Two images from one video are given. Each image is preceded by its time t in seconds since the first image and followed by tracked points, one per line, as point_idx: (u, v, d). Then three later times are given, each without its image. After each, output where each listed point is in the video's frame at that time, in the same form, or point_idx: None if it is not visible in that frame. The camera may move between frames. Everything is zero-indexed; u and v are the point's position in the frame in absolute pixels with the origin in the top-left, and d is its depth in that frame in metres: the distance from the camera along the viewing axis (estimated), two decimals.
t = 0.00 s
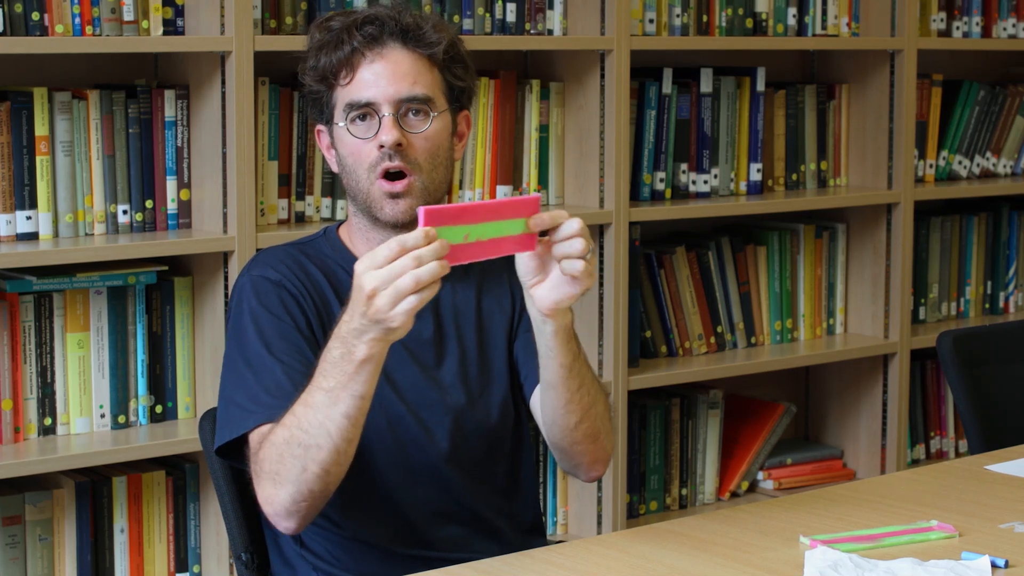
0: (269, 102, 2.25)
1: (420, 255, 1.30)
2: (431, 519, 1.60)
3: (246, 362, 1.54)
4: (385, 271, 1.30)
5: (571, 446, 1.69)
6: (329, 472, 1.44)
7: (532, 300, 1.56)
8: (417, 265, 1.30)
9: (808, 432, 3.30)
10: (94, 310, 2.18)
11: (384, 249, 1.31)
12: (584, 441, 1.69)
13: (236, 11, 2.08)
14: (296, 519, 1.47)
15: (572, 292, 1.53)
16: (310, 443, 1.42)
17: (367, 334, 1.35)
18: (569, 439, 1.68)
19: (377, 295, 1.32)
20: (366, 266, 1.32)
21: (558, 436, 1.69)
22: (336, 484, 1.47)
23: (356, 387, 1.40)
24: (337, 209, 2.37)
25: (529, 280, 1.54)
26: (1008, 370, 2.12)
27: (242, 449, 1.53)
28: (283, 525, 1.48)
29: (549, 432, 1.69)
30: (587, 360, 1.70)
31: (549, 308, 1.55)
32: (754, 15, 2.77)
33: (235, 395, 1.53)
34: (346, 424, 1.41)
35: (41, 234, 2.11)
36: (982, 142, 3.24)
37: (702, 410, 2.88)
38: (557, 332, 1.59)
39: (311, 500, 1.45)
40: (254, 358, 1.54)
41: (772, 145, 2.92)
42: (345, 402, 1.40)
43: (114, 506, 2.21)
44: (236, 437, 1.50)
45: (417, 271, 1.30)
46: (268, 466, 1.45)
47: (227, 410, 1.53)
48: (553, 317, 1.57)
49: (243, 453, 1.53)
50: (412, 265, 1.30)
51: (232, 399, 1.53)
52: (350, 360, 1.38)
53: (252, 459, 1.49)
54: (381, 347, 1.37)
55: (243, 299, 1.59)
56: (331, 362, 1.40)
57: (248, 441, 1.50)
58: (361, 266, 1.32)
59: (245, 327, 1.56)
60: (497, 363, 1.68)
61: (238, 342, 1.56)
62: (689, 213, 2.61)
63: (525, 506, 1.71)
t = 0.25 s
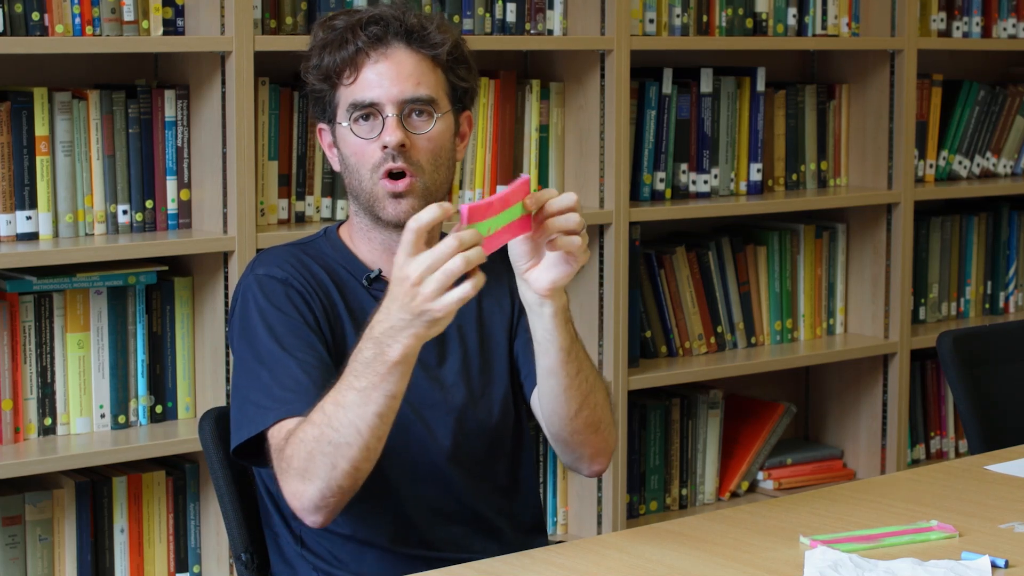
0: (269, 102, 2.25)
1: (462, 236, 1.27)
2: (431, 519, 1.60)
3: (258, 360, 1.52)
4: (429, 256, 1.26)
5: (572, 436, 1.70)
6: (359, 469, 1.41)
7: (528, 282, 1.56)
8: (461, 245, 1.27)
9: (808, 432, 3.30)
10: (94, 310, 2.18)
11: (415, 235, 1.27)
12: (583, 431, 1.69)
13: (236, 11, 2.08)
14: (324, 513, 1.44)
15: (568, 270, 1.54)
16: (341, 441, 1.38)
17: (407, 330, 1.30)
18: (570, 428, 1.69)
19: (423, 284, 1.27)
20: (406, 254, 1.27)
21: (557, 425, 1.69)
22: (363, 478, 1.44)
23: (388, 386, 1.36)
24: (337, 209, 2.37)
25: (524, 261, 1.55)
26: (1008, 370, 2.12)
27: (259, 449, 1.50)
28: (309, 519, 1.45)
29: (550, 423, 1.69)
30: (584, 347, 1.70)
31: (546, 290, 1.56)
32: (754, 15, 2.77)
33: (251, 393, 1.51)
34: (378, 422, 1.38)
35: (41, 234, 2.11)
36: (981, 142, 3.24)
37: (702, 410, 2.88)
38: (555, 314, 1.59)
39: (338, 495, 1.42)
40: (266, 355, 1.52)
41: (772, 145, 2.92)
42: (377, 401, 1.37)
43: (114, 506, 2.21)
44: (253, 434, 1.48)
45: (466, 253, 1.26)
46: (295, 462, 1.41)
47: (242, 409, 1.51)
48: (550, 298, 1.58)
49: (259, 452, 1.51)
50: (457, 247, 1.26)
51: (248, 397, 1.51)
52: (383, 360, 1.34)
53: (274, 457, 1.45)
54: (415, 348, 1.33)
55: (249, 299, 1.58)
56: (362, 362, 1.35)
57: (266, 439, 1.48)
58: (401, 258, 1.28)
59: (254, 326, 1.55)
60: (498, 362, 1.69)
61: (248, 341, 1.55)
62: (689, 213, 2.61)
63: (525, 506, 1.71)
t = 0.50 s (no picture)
0: (269, 102, 2.25)
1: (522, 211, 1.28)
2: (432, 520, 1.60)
3: (279, 349, 1.48)
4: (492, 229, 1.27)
5: (577, 423, 1.69)
6: (405, 448, 1.38)
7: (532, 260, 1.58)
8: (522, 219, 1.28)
9: (808, 432, 3.30)
10: (94, 311, 2.18)
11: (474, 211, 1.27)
12: (586, 416, 1.68)
13: (236, 11, 2.08)
14: (367, 494, 1.40)
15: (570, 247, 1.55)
16: (390, 421, 1.35)
17: (462, 309, 1.31)
18: (574, 413, 1.68)
19: (486, 259, 1.28)
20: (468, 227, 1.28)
21: (560, 411, 1.68)
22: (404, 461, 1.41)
23: (440, 367, 1.34)
24: (337, 209, 2.37)
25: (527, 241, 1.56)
26: (1008, 370, 2.12)
27: (286, 438, 1.46)
28: (351, 501, 1.40)
29: (554, 410, 1.69)
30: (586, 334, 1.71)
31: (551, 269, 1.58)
32: (754, 15, 2.77)
33: (275, 382, 1.47)
34: (427, 402, 1.35)
35: (41, 234, 2.11)
36: (982, 142, 3.24)
37: (702, 410, 2.88)
38: (557, 292, 1.61)
39: (382, 476, 1.39)
40: (287, 344, 1.49)
41: (772, 145, 2.92)
42: (426, 382, 1.34)
43: (114, 506, 2.22)
44: (286, 422, 1.44)
45: (529, 225, 1.28)
46: (339, 443, 1.37)
47: (268, 400, 1.46)
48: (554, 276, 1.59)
49: (286, 441, 1.46)
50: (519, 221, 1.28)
51: (272, 386, 1.47)
52: (435, 341, 1.33)
53: (309, 442, 1.41)
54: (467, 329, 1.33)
55: (260, 293, 1.54)
56: (412, 344, 1.33)
57: (295, 426, 1.44)
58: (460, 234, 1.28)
59: (269, 317, 1.51)
60: (501, 362, 1.70)
61: (265, 332, 1.51)
62: (689, 213, 2.61)
63: (526, 507, 1.71)
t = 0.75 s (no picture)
0: (269, 102, 2.24)
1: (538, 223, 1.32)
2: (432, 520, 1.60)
3: (285, 351, 1.48)
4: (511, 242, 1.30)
5: (581, 423, 1.69)
6: (419, 453, 1.39)
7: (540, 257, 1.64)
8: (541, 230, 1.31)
9: (808, 432, 3.30)
10: (94, 311, 2.18)
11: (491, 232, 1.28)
12: (589, 417, 1.68)
13: (236, 11, 2.08)
14: (376, 498, 1.39)
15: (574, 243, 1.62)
16: (408, 427, 1.36)
17: (485, 321, 1.33)
18: (578, 413, 1.68)
19: (512, 275, 1.30)
20: (489, 247, 1.28)
21: (564, 409, 1.68)
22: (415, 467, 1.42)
23: (461, 374, 1.36)
24: (337, 209, 2.37)
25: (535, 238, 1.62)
26: (1009, 370, 2.12)
27: (292, 442, 1.45)
28: (360, 505, 1.40)
29: (558, 412, 1.69)
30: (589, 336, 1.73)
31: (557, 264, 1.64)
32: (754, 15, 2.77)
33: (281, 385, 1.46)
34: (445, 409, 1.37)
35: (41, 234, 2.11)
36: (982, 142, 3.24)
37: (702, 410, 2.88)
38: (561, 290, 1.66)
39: (394, 480, 1.39)
40: (294, 346, 1.48)
41: (772, 145, 2.92)
42: (447, 388, 1.36)
43: (113, 506, 2.21)
44: (292, 425, 1.43)
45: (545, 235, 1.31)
46: (353, 446, 1.37)
47: (275, 404, 1.46)
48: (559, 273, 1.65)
49: (290, 445, 1.46)
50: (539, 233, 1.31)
51: (279, 389, 1.46)
52: (458, 350, 1.34)
53: (317, 446, 1.40)
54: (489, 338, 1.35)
55: (266, 294, 1.54)
56: (434, 353, 1.35)
57: (302, 430, 1.43)
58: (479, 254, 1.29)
59: (276, 319, 1.51)
60: (504, 364, 1.70)
61: (271, 334, 1.50)
62: (689, 213, 2.61)
63: (527, 507, 1.71)
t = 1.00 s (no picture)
0: (269, 102, 2.25)
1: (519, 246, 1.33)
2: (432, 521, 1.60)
3: (275, 356, 1.48)
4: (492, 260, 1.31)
5: (580, 448, 1.69)
6: (395, 468, 1.38)
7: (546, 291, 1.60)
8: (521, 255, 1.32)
9: (808, 432, 3.30)
10: (94, 311, 2.18)
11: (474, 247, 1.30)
12: (588, 444, 1.68)
13: (236, 11, 2.08)
14: (352, 511, 1.40)
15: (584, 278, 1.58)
16: (385, 441, 1.35)
17: (461, 338, 1.33)
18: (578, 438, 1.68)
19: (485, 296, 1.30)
20: (468, 264, 1.30)
21: (562, 434, 1.68)
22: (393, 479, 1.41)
23: (439, 389, 1.35)
24: (337, 209, 2.37)
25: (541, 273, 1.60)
26: (1009, 370, 2.12)
27: (276, 447, 1.46)
28: (336, 517, 1.40)
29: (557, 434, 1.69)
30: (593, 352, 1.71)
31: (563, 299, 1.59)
32: (754, 15, 2.77)
33: (269, 390, 1.46)
34: (422, 424, 1.36)
35: (41, 234, 2.11)
36: (981, 142, 3.24)
37: (702, 410, 2.88)
38: (570, 323, 1.62)
39: (370, 494, 1.39)
40: (284, 352, 1.48)
41: (772, 145, 2.92)
42: (424, 403, 1.35)
43: (113, 506, 2.21)
44: (275, 431, 1.43)
45: (523, 258, 1.32)
46: (330, 459, 1.37)
47: (261, 409, 1.46)
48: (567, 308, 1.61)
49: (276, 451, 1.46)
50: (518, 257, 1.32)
51: (266, 395, 1.46)
52: (436, 365, 1.33)
53: (299, 456, 1.41)
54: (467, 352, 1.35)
55: (260, 296, 1.53)
56: (412, 367, 1.34)
57: (286, 438, 1.44)
58: (458, 270, 1.30)
59: (268, 322, 1.50)
60: (504, 366, 1.70)
61: (263, 338, 1.50)
62: (689, 213, 2.61)
63: (527, 508, 1.71)
